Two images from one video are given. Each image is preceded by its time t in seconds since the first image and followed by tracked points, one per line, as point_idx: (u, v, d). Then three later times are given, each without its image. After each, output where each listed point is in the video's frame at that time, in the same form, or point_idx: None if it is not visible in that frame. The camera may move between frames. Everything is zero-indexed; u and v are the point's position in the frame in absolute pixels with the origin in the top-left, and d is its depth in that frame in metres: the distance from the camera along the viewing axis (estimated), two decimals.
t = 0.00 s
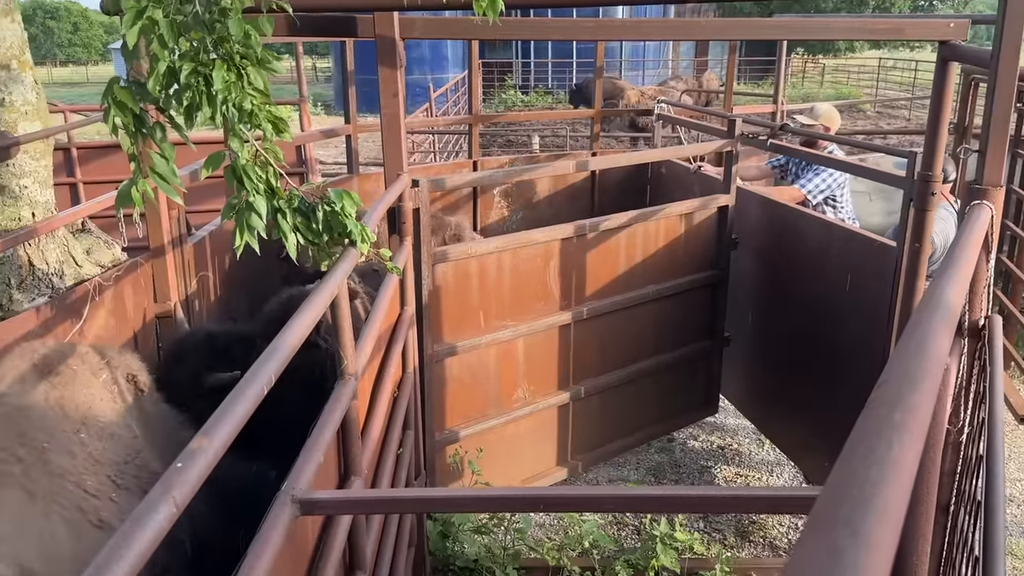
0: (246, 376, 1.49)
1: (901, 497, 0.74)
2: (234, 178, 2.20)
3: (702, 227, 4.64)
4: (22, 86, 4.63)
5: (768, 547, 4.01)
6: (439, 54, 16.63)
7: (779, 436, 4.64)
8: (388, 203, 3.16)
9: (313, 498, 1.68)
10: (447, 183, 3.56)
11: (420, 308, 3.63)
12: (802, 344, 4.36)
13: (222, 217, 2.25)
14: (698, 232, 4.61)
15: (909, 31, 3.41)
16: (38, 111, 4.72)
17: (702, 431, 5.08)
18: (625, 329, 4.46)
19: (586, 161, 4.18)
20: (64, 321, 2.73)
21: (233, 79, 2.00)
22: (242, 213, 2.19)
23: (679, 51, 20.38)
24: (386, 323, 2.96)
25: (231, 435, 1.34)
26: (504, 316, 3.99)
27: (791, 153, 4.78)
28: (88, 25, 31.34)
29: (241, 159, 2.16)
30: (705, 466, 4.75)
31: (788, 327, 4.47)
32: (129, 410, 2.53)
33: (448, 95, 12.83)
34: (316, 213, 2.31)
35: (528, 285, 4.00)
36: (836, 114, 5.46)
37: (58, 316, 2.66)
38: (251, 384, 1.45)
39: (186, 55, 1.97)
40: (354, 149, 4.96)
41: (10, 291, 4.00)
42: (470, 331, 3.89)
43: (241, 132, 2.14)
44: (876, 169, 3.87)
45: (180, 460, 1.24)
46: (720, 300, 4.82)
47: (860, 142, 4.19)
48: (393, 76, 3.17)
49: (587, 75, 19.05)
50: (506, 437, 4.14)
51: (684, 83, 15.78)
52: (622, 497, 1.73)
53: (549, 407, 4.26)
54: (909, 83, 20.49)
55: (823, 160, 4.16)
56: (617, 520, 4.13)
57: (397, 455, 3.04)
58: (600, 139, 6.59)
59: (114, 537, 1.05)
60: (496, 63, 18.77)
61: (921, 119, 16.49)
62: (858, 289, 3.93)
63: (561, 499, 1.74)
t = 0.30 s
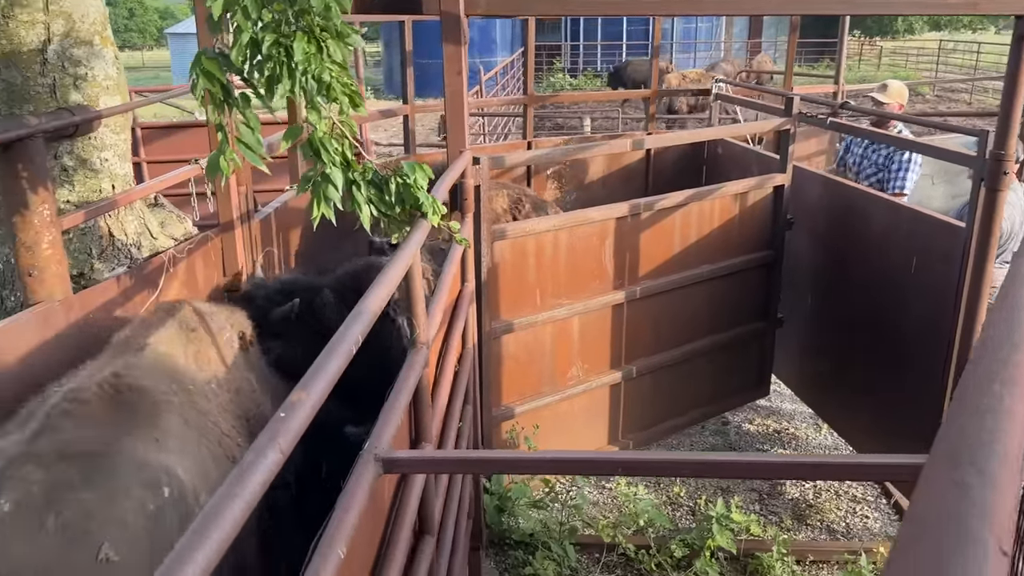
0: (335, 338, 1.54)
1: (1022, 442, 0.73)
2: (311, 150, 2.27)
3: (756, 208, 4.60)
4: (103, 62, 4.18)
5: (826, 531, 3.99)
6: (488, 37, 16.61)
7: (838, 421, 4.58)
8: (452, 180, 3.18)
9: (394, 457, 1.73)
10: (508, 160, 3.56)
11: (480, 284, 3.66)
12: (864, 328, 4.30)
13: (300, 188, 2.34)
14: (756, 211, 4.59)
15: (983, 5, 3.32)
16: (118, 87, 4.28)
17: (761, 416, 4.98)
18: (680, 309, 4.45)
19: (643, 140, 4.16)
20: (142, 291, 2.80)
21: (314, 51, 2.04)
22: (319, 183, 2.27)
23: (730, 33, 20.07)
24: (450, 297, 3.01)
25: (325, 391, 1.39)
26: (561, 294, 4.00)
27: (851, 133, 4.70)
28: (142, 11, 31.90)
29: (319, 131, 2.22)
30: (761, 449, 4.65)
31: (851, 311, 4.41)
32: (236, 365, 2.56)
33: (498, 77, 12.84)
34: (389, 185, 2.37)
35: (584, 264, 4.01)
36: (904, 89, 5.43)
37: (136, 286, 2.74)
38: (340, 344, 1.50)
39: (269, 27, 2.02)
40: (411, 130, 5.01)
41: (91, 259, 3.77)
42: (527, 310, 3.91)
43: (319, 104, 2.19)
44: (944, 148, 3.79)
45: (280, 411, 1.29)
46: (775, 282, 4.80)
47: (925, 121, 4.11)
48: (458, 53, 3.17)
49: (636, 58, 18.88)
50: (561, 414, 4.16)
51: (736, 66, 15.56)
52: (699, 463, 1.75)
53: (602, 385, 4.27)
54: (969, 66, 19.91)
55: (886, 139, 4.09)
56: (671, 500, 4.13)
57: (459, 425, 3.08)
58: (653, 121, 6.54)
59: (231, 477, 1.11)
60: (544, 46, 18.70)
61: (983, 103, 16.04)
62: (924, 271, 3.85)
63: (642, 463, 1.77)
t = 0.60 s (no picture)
0: (416, 296, 1.55)
1: None
2: (379, 119, 2.28)
3: (816, 188, 4.62)
4: (173, 32, 3.96)
5: (883, 516, 3.94)
6: (533, 20, 16.54)
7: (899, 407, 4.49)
8: (511, 155, 3.18)
9: (469, 418, 1.74)
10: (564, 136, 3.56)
11: (535, 261, 3.66)
12: (929, 314, 4.21)
13: (367, 157, 2.34)
14: (818, 188, 4.61)
15: None
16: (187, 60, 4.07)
17: (810, 399, 4.96)
18: (735, 289, 4.43)
19: (699, 116, 4.11)
20: (209, 261, 2.86)
21: (387, 16, 2.05)
22: (387, 152, 2.27)
23: (779, 16, 19.75)
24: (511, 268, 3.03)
25: (410, 345, 1.41)
26: (614, 272, 3.98)
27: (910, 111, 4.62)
28: None
29: (388, 100, 2.23)
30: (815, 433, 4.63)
31: (916, 296, 4.32)
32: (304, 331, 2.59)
33: (543, 61, 12.81)
34: (456, 154, 2.41)
35: (639, 243, 4.00)
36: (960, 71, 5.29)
37: (202, 256, 2.80)
38: (421, 302, 1.52)
39: None
40: (461, 108, 5.23)
41: (159, 231, 3.49)
42: (580, 288, 3.90)
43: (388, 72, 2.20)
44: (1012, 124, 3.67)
45: (372, 361, 1.32)
46: (832, 263, 4.80)
47: (989, 96, 4.03)
48: (518, 26, 3.14)
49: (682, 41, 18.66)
50: (613, 392, 4.16)
51: (786, 49, 15.29)
52: (781, 426, 1.70)
53: (655, 365, 4.24)
54: None
55: (948, 116, 4.01)
56: (724, 482, 4.11)
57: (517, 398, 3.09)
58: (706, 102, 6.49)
59: (329, 422, 1.16)
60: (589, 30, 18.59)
61: None
62: (992, 252, 3.75)
63: (722, 427, 1.74)
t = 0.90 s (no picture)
0: (472, 273, 1.54)
1: None
2: (429, 100, 2.25)
3: (873, 174, 4.57)
4: (225, 15, 3.77)
5: (931, 510, 3.86)
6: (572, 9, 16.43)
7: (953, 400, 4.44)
8: (558, 140, 3.16)
9: (523, 400, 1.71)
10: (610, 121, 3.54)
11: (579, 248, 3.66)
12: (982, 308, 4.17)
13: (415, 138, 2.31)
14: (873, 176, 4.59)
15: None
16: (237, 42, 3.90)
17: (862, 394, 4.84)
18: (784, 278, 4.44)
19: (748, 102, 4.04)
20: (258, 244, 2.89)
21: None
22: (436, 133, 2.24)
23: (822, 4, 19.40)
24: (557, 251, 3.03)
25: (469, 322, 1.40)
26: (659, 261, 4.00)
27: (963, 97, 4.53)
28: None
29: (439, 80, 2.20)
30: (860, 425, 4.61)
31: (968, 291, 4.28)
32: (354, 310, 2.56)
33: (582, 50, 12.74)
34: (506, 134, 2.38)
35: (684, 231, 4.01)
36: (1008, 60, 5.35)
37: (251, 239, 2.83)
38: (478, 279, 1.50)
39: None
40: (504, 94, 5.33)
41: (208, 214, 3.51)
42: (624, 276, 3.91)
43: (438, 52, 2.17)
44: None
45: (432, 337, 1.31)
46: (886, 253, 4.77)
47: None
48: (565, 9, 3.10)
49: (723, 30, 18.42)
50: (655, 381, 4.19)
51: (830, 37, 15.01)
52: (847, 412, 1.64)
53: (698, 355, 4.27)
54: None
55: (1003, 102, 3.90)
56: (767, 474, 4.06)
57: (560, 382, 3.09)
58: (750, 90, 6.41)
59: (391, 396, 1.14)
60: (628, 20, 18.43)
61: None
62: None
63: (782, 412, 1.68)
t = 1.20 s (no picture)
0: (504, 271, 1.54)
1: None
2: (459, 98, 2.26)
3: (906, 171, 4.56)
4: (258, 13, 3.83)
5: (962, 511, 3.81)
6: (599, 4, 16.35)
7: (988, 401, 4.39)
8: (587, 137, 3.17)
9: (553, 399, 1.71)
10: (639, 117, 3.54)
11: (607, 245, 3.67)
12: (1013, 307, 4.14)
13: (446, 136, 2.32)
14: (906, 174, 4.56)
15: None
16: (269, 40, 3.96)
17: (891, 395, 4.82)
18: (815, 276, 4.42)
19: (781, 98, 4.02)
20: (289, 240, 2.93)
21: None
22: (467, 131, 2.25)
23: None
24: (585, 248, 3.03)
25: (502, 320, 1.41)
26: (688, 258, 4.00)
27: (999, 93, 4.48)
28: None
29: (470, 79, 2.21)
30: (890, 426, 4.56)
31: (1001, 289, 4.24)
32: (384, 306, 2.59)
33: (609, 46, 12.68)
34: (535, 133, 2.42)
35: (714, 228, 4.01)
36: None
37: (282, 235, 2.86)
38: (510, 278, 1.51)
39: None
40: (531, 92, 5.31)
41: (241, 210, 3.54)
42: (652, 273, 3.92)
43: (469, 50, 2.18)
44: None
45: (465, 336, 1.32)
46: (920, 252, 4.72)
47: None
48: (594, 6, 3.09)
49: (751, 25, 18.23)
50: (683, 379, 4.18)
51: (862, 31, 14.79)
52: (880, 413, 1.62)
53: (727, 354, 4.26)
54: None
55: None
56: (795, 474, 4.03)
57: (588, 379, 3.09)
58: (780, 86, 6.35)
59: (426, 395, 1.15)
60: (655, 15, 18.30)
61: None
62: None
63: (815, 413, 1.67)
